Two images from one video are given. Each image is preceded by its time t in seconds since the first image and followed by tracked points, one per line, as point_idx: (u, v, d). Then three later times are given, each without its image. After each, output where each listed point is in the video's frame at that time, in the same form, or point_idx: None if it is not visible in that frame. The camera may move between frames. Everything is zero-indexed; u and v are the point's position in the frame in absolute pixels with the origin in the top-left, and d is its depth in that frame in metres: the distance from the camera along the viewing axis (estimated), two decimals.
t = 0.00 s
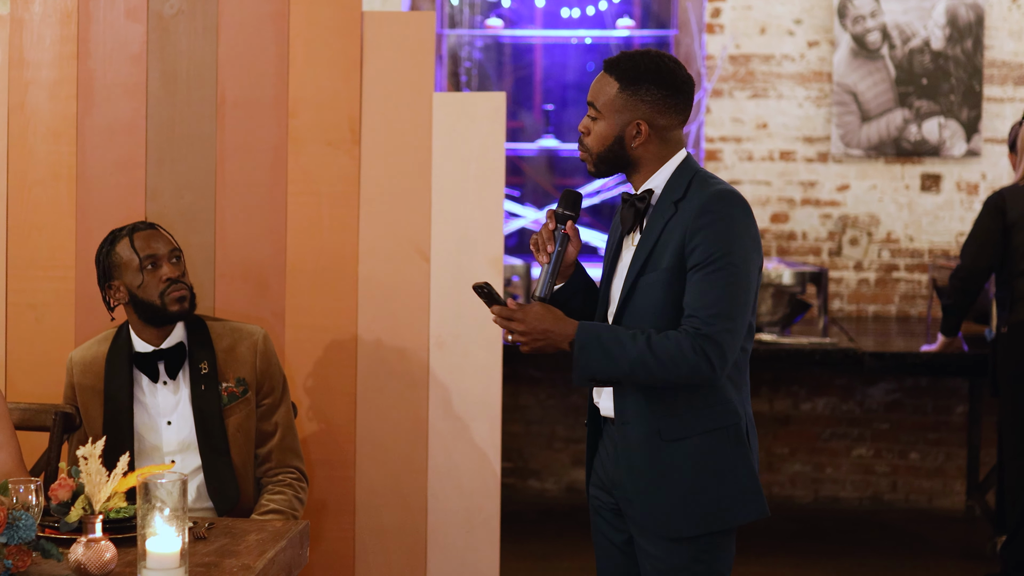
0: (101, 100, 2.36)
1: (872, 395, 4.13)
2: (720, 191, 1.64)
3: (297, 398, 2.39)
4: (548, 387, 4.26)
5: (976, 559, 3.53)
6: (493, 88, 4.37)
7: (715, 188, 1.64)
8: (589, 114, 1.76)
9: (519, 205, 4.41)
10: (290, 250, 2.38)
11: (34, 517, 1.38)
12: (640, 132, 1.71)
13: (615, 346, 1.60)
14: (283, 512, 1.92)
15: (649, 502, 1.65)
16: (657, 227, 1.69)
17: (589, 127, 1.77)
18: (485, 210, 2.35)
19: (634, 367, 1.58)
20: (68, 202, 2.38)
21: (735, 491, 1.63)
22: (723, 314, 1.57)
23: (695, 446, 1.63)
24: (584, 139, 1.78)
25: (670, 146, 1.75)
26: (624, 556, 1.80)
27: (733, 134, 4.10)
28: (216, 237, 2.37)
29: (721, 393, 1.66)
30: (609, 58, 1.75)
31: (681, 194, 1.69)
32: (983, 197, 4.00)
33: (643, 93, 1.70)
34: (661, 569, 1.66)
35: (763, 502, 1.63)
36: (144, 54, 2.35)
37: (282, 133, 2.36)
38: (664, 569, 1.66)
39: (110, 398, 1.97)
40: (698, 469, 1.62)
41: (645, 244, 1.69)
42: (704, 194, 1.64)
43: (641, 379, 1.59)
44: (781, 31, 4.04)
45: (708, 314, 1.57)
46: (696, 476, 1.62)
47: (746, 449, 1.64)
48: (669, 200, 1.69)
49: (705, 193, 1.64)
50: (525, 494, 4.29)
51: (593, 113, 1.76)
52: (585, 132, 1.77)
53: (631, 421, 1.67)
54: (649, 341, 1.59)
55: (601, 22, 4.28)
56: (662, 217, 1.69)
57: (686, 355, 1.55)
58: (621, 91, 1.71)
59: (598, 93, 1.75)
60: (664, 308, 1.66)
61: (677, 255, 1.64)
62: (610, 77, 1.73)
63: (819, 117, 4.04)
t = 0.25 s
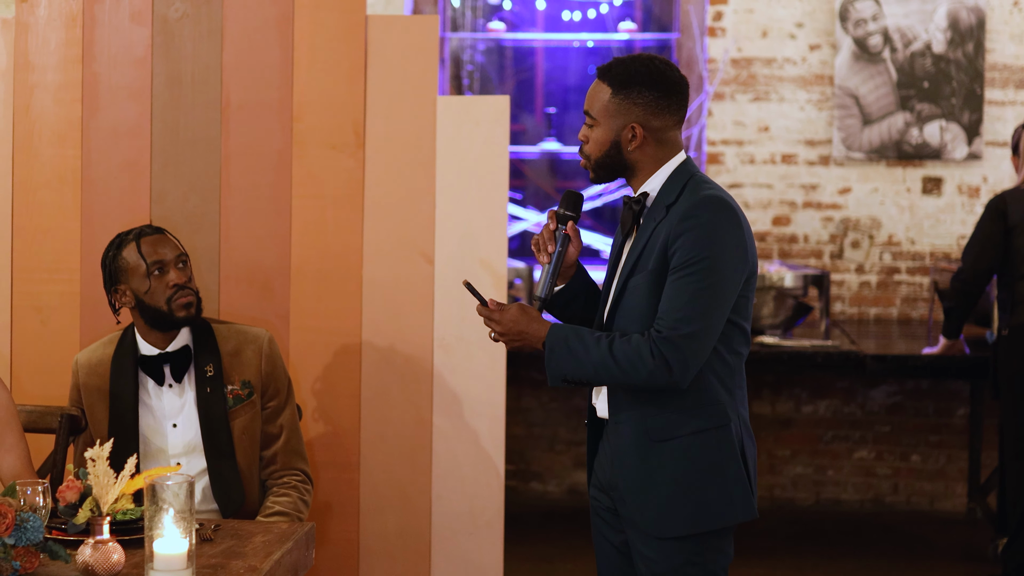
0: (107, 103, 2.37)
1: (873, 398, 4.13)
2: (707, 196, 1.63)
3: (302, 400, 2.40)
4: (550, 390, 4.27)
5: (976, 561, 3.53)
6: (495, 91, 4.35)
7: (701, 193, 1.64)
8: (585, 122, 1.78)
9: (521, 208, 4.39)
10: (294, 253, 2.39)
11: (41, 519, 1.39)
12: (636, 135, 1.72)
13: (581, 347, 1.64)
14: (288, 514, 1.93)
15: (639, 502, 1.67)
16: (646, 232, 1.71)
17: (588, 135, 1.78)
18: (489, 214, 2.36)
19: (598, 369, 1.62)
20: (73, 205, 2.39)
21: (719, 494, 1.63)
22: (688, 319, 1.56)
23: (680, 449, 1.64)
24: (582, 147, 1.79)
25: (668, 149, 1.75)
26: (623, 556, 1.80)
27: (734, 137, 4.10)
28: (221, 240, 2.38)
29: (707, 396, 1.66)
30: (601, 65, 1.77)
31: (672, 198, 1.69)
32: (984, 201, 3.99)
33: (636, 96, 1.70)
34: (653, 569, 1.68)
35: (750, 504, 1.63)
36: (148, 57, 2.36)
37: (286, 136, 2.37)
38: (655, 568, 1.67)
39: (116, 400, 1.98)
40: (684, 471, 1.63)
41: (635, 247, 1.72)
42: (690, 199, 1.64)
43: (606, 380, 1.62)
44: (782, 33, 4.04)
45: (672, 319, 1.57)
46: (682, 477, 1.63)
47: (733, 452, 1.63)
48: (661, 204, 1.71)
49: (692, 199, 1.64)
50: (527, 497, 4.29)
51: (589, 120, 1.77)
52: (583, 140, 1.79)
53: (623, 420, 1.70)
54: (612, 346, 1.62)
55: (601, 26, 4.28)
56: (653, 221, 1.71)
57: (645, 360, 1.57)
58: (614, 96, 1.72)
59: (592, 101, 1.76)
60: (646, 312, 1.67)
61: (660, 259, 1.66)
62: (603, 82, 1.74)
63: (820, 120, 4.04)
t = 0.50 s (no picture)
0: (111, 107, 2.38)
1: (874, 401, 4.14)
2: (701, 202, 1.64)
3: (306, 403, 2.41)
4: (552, 393, 4.27)
5: (977, 563, 3.54)
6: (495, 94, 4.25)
7: (695, 199, 1.65)
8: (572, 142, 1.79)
9: (522, 212, 4.31)
10: (298, 257, 2.40)
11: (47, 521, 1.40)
12: (622, 143, 1.72)
13: (586, 361, 1.67)
14: (293, 517, 1.93)
15: (635, 505, 1.67)
16: (642, 238, 1.72)
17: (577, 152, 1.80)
18: (492, 217, 2.37)
19: (605, 379, 1.64)
20: (77, 209, 2.40)
21: (716, 496, 1.64)
22: (689, 327, 1.58)
23: (678, 451, 1.64)
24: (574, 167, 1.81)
25: (657, 154, 1.76)
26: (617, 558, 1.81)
27: (735, 141, 4.10)
28: (225, 244, 2.39)
29: (704, 399, 1.67)
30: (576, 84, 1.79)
31: (667, 204, 1.70)
32: (985, 204, 4.00)
33: (615, 106, 1.72)
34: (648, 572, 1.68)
35: (746, 506, 1.64)
36: (153, 61, 2.37)
37: (290, 140, 2.38)
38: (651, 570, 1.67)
39: (122, 403, 1.99)
40: (681, 473, 1.64)
41: (629, 254, 1.73)
42: (684, 205, 1.65)
43: (612, 390, 1.65)
44: (783, 37, 4.04)
45: (673, 326, 1.59)
46: (678, 480, 1.64)
47: (729, 454, 1.65)
48: (655, 210, 1.72)
49: (686, 205, 1.65)
50: (528, 500, 4.29)
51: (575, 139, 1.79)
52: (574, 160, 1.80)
53: (619, 423, 1.70)
54: (616, 358, 1.64)
55: (602, 31, 4.20)
56: (648, 228, 1.72)
57: (649, 369, 1.59)
58: (593, 110, 1.74)
59: (573, 119, 1.78)
60: (644, 318, 1.69)
61: (655, 265, 1.67)
62: (582, 98, 1.76)
63: (820, 124, 4.04)
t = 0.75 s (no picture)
0: (114, 115, 2.39)
1: (875, 408, 4.13)
2: (705, 206, 1.66)
3: (308, 410, 2.41)
4: (553, 400, 4.25)
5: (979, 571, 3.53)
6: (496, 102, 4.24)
7: (699, 203, 1.66)
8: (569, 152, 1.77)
9: (522, 219, 4.30)
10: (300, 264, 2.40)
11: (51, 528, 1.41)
12: (626, 148, 1.73)
13: (592, 362, 1.65)
14: (295, 524, 1.93)
15: (640, 511, 1.67)
16: (644, 243, 1.72)
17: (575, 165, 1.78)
18: (494, 224, 2.38)
19: (610, 381, 1.63)
20: (80, 216, 2.41)
21: (723, 500, 1.64)
22: (696, 330, 1.58)
23: (683, 455, 1.65)
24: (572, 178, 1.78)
25: (657, 159, 1.77)
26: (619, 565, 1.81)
27: (736, 148, 4.08)
28: (227, 251, 2.40)
29: (709, 404, 1.68)
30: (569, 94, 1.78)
31: (668, 210, 1.71)
32: (985, 212, 3.98)
33: (616, 112, 1.72)
34: None
35: (753, 510, 1.64)
36: (156, 69, 2.38)
37: (293, 148, 2.39)
38: None
39: (124, 410, 1.99)
40: (687, 478, 1.64)
41: (632, 258, 1.72)
42: (688, 210, 1.66)
43: (618, 392, 1.64)
44: (784, 45, 4.03)
45: (681, 328, 1.59)
46: (685, 485, 1.64)
47: (734, 458, 1.65)
48: (656, 216, 1.72)
49: (689, 210, 1.66)
50: (529, 507, 4.27)
51: (573, 149, 1.77)
52: (572, 171, 1.78)
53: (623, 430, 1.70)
54: (623, 359, 1.63)
55: (603, 38, 4.20)
56: (650, 233, 1.72)
57: (658, 371, 1.59)
58: (594, 117, 1.73)
59: (571, 128, 1.76)
60: (649, 322, 1.69)
61: (660, 269, 1.67)
62: (578, 108, 1.76)
63: (821, 131, 4.03)
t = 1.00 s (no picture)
0: (116, 125, 2.38)
1: (876, 419, 4.12)
2: (726, 213, 1.66)
3: (311, 421, 2.40)
4: (555, 412, 4.16)
5: None
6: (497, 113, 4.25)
7: (719, 210, 1.66)
8: (581, 162, 1.74)
9: (523, 230, 4.29)
10: (303, 275, 2.39)
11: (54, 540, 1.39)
12: (641, 157, 1.72)
13: (619, 366, 1.62)
14: (298, 535, 1.92)
15: (661, 523, 1.65)
16: (662, 248, 1.70)
17: (586, 174, 1.75)
18: (497, 235, 2.38)
19: (637, 386, 1.60)
20: (83, 227, 2.40)
21: (746, 507, 1.64)
22: (724, 336, 1.58)
23: (705, 462, 1.64)
24: (583, 188, 1.75)
25: (666, 168, 1.77)
26: None
27: (738, 159, 4.05)
28: (230, 261, 2.39)
29: (728, 412, 1.68)
30: (579, 103, 1.76)
31: (685, 217, 1.70)
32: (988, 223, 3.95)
33: (631, 120, 1.72)
34: None
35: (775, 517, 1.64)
36: (158, 80, 2.37)
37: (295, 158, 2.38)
38: None
39: (126, 421, 1.98)
40: (710, 487, 1.63)
41: (650, 263, 1.70)
42: (710, 216, 1.66)
43: (644, 398, 1.61)
44: (786, 56, 4.00)
45: (710, 334, 1.58)
46: (708, 494, 1.63)
47: (755, 465, 1.66)
48: (673, 222, 1.71)
49: (710, 216, 1.66)
50: (530, 519, 4.19)
51: (584, 158, 1.74)
52: (583, 181, 1.75)
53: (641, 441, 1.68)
54: (652, 362, 1.60)
55: (604, 49, 4.19)
56: (666, 240, 1.70)
57: (689, 376, 1.57)
58: (608, 126, 1.72)
59: (583, 138, 1.74)
60: (669, 329, 1.67)
61: (683, 275, 1.65)
62: (590, 117, 1.74)
63: (823, 142, 4.00)
